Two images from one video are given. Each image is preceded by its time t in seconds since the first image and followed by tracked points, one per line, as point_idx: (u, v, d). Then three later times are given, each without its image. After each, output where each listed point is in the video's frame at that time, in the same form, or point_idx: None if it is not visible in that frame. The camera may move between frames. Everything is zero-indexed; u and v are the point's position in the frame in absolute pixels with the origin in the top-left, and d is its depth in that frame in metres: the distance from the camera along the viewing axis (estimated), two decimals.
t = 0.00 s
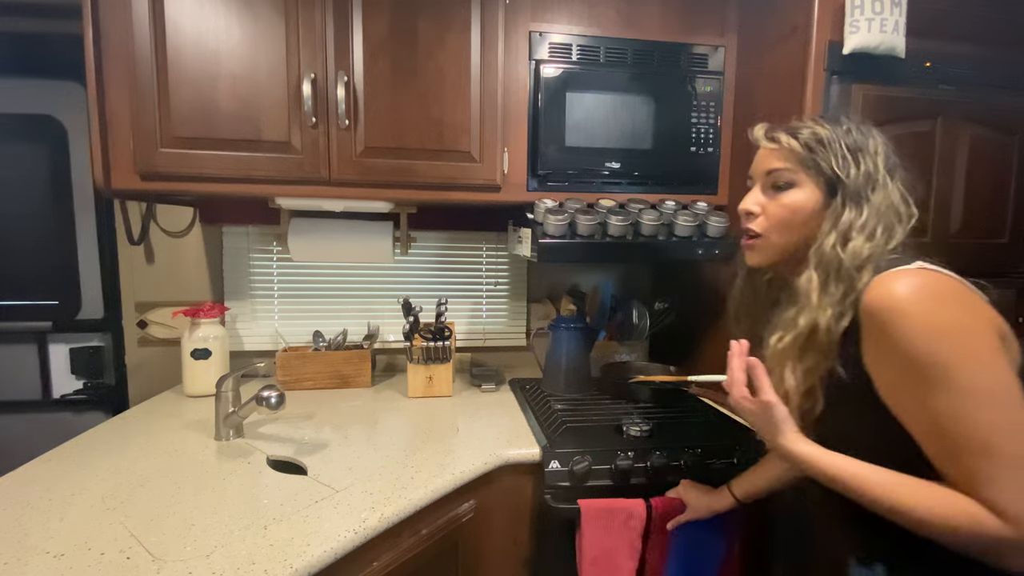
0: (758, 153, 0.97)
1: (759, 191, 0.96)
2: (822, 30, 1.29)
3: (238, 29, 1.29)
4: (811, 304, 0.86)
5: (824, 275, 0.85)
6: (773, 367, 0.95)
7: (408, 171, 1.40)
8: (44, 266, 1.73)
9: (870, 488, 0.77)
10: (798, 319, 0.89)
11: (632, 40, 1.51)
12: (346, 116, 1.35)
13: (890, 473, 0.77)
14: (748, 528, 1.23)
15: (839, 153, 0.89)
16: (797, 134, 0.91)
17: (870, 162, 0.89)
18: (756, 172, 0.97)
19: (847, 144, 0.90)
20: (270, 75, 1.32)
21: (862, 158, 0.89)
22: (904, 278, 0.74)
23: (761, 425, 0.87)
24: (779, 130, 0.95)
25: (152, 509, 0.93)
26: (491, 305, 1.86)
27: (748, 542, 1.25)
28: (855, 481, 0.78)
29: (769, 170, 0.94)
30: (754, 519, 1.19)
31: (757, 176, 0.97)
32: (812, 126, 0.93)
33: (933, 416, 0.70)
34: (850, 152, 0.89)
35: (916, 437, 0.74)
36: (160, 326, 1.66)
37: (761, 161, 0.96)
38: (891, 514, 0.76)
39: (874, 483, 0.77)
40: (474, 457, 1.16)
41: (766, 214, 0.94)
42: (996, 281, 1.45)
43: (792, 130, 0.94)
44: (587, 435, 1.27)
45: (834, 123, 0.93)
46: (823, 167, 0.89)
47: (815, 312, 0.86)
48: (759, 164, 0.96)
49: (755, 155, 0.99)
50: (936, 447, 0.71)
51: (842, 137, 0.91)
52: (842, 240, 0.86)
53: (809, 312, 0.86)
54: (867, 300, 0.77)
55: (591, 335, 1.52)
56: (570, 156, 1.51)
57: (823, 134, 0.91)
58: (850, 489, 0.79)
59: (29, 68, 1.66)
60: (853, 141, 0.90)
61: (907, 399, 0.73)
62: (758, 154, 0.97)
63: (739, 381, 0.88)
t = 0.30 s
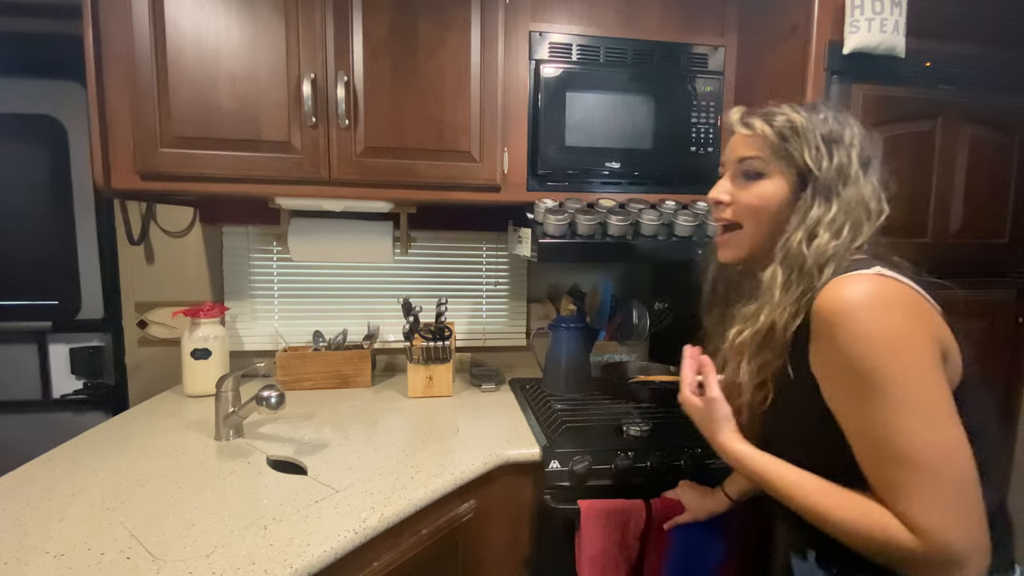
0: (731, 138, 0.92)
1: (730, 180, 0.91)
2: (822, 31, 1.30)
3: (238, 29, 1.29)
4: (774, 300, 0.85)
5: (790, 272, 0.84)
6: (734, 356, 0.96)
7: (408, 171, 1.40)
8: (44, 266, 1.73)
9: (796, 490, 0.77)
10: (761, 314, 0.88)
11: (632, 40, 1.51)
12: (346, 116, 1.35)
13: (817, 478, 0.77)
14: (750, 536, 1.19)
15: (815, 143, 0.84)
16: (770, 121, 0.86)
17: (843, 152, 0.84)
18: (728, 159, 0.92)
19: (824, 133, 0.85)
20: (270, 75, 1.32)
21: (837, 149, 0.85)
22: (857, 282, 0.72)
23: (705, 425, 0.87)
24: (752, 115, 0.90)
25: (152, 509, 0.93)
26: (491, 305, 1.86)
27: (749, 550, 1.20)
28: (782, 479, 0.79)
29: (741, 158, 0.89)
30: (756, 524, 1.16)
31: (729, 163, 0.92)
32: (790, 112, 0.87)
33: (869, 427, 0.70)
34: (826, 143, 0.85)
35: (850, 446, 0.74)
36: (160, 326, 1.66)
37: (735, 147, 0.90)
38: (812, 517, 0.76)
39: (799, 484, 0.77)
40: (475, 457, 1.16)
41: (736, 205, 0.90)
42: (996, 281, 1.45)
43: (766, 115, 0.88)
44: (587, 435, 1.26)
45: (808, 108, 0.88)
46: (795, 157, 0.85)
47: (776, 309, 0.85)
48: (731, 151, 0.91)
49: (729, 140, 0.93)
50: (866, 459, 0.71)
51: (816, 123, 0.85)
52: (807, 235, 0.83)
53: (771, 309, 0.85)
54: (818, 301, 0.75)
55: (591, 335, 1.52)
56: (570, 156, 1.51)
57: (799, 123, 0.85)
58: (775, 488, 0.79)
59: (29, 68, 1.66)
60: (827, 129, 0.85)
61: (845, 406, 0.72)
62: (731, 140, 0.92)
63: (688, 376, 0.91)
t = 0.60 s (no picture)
0: (709, 142, 0.93)
1: (714, 183, 0.92)
2: (822, 30, 1.30)
3: (238, 29, 1.29)
4: (778, 297, 0.84)
5: (790, 268, 0.84)
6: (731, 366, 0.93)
7: (409, 171, 1.40)
8: (44, 266, 1.73)
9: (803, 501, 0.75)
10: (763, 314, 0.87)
11: (632, 40, 1.51)
12: (346, 116, 1.35)
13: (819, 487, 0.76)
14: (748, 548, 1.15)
15: (795, 135, 0.84)
16: (746, 118, 0.86)
17: (825, 139, 0.84)
18: (709, 162, 0.93)
19: (802, 122, 0.85)
20: (270, 75, 1.32)
21: (820, 135, 0.85)
22: (872, 283, 0.71)
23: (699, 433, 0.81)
24: (727, 114, 0.90)
25: (152, 509, 0.93)
26: (491, 305, 1.86)
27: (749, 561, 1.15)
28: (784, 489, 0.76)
29: (723, 161, 0.89)
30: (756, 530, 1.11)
31: (711, 166, 0.92)
32: (764, 105, 0.87)
33: (890, 432, 0.69)
34: (806, 131, 0.85)
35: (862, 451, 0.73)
36: (160, 326, 1.66)
37: (715, 148, 0.91)
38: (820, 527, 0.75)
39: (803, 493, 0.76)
40: (475, 456, 1.16)
41: (725, 207, 0.90)
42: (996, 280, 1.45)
43: (741, 112, 0.88)
44: (587, 434, 1.27)
45: (782, 97, 0.88)
46: (778, 152, 0.84)
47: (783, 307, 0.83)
48: (712, 155, 0.92)
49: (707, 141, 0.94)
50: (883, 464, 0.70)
51: (793, 113, 0.86)
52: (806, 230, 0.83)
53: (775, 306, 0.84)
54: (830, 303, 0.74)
55: (591, 335, 1.52)
56: (570, 156, 1.51)
57: (776, 116, 0.85)
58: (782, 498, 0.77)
59: (29, 68, 1.66)
60: (804, 115, 0.85)
61: (863, 412, 0.71)
62: (710, 143, 0.93)
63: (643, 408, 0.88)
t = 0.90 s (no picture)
0: (753, 138, 0.84)
1: (767, 183, 0.82)
2: (822, 30, 1.30)
3: (238, 29, 1.29)
4: (867, 294, 0.72)
5: (870, 262, 0.74)
6: (792, 381, 0.79)
7: (408, 171, 1.40)
8: (44, 266, 1.73)
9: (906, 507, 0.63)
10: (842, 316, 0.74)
11: (632, 40, 1.50)
12: (346, 116, 1.35)
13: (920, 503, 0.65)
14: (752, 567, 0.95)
15: (853, 123, 0.78)
16: (800, 105, 0.78)
17: (882, 125, 0.79)
18: (754, 160, 0.84)
19: (854, 106, 0.79)
20: (270, 75, 1.32)
21: (873, 119, 0.79)
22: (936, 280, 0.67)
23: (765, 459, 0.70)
24: (773, 104, 0.81)
25: (152, 509, 0.93)
26: (491, 305, 1.86)
27: None
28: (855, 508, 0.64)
29: (780, 159, 0.80)
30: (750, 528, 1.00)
31: (758, 165, 0.83)
32: (809, 92, 0.80)
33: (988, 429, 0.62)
34: (861, 116, 0.78)
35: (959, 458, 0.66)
36: (160, 326, 1.66)
37: (762, 144, 0.82)
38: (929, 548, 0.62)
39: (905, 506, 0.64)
40: (475, 456, 1.16)
41: (785, 209, 0.80)
42: (995, 280, 1.45)
43: (788, 100, 0.80)
44: (587, 434, 1.27)
45: (821, 81, 0.81)
46: (841, 142, 0.78)
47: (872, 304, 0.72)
48: (758, 151, 0.83)
49: (745, 136, 0.85)
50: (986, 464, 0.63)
51: (842, 98, 0.79)
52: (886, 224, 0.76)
53: (862, 305, 0.72)
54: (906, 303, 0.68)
55: (591, 335, 1.52)
56: (571, 156, 1.51)
57: (828, 102, 0.78)
58: (876, 529, 0.63)
59: (29, 68, 1.66)
60: (853, 99, 0.79)
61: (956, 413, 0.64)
62: (753, 138, 0.83)
63: (718, 508, 0.63)
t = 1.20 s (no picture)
0: (759, 149, 0.82)
1: (773, 196, 0.81)
2: (822, 30, 1.30)
3: (238, 29, 1.29)
4: (875, 309, 0.74)
5: (876, 274, 0.76)
6: (803, 396, 0.80)
7: (408, 171, 1.40)
8: (44, 266, 1.73)
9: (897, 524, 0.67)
10: (852, 330, 0.76)
11: (632, 40, 1.50)
12: (346, 116, 1.35)
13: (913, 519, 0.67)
14: None
15: (859, 135, 0.78)
16: (808, 117, 0.77)
17: (887, 138, 0.79)
18: (761, 172, 0.82)
19: (860, 118, 0.79)
20: (270, 75, 1.32)
21: (878, 131, 0.79)
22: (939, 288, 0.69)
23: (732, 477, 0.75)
24: (780, 116, 0.80)
25: (152, 509, 0.93)
26: (491, 305, 1.86)
27: None
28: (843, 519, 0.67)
29: (788, 171, 0.80)
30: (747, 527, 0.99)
31: (766, 177, 0.82)
32: (815, 104, 0.79)
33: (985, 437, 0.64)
34: (866, 128, 0.79)
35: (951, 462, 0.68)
36: (160, 326, 1.66)
37: (770, 156, 0.81)
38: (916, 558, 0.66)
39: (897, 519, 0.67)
40: (475, 456, 1.16)
41: (793, 221, 0.79)
42: (995, 280, 1.45)
43: (796, 112, 0.79)
44: (587, 435, 1.27)
45: (826, 93, 0.81)
46: (849, 155, 0.78)
47: (880, 318, 0.73)
48: (766, 162, 0.81)
49: (753, 148, 0.83)
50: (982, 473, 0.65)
51: (848, 110, 0.79)
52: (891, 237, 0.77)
53: (873, 320, 0.73)
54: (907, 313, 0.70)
55: (592, 335, 1.52)
56: (571, 156, 1.51)
57: (834, 114, 0.78)
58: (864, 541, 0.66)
59: (28, 68, 1.66)
60: (859, 112, 0.79)
61: (952, 421, 0.66)
62: (761, 150, 0.82)
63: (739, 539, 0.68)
